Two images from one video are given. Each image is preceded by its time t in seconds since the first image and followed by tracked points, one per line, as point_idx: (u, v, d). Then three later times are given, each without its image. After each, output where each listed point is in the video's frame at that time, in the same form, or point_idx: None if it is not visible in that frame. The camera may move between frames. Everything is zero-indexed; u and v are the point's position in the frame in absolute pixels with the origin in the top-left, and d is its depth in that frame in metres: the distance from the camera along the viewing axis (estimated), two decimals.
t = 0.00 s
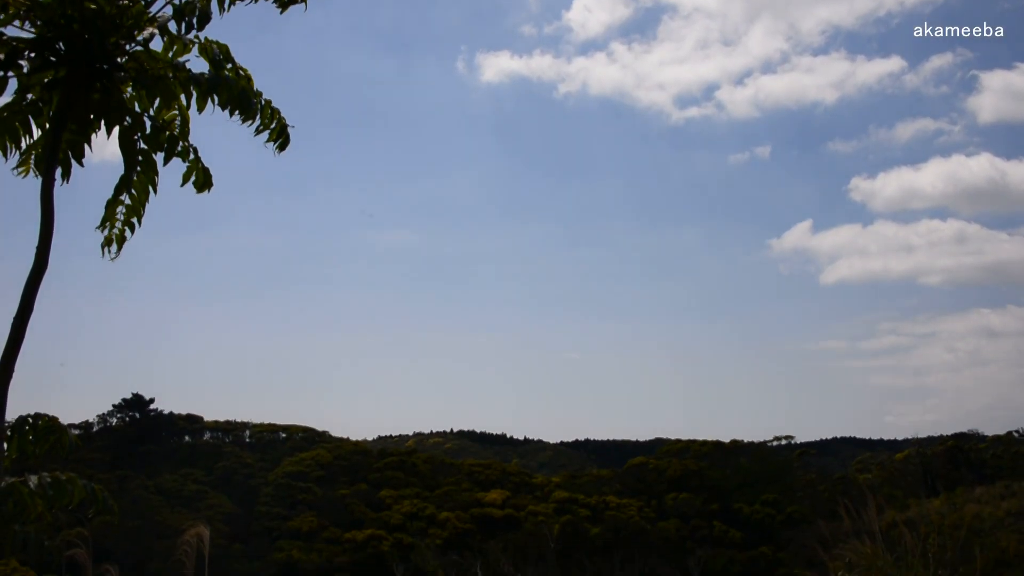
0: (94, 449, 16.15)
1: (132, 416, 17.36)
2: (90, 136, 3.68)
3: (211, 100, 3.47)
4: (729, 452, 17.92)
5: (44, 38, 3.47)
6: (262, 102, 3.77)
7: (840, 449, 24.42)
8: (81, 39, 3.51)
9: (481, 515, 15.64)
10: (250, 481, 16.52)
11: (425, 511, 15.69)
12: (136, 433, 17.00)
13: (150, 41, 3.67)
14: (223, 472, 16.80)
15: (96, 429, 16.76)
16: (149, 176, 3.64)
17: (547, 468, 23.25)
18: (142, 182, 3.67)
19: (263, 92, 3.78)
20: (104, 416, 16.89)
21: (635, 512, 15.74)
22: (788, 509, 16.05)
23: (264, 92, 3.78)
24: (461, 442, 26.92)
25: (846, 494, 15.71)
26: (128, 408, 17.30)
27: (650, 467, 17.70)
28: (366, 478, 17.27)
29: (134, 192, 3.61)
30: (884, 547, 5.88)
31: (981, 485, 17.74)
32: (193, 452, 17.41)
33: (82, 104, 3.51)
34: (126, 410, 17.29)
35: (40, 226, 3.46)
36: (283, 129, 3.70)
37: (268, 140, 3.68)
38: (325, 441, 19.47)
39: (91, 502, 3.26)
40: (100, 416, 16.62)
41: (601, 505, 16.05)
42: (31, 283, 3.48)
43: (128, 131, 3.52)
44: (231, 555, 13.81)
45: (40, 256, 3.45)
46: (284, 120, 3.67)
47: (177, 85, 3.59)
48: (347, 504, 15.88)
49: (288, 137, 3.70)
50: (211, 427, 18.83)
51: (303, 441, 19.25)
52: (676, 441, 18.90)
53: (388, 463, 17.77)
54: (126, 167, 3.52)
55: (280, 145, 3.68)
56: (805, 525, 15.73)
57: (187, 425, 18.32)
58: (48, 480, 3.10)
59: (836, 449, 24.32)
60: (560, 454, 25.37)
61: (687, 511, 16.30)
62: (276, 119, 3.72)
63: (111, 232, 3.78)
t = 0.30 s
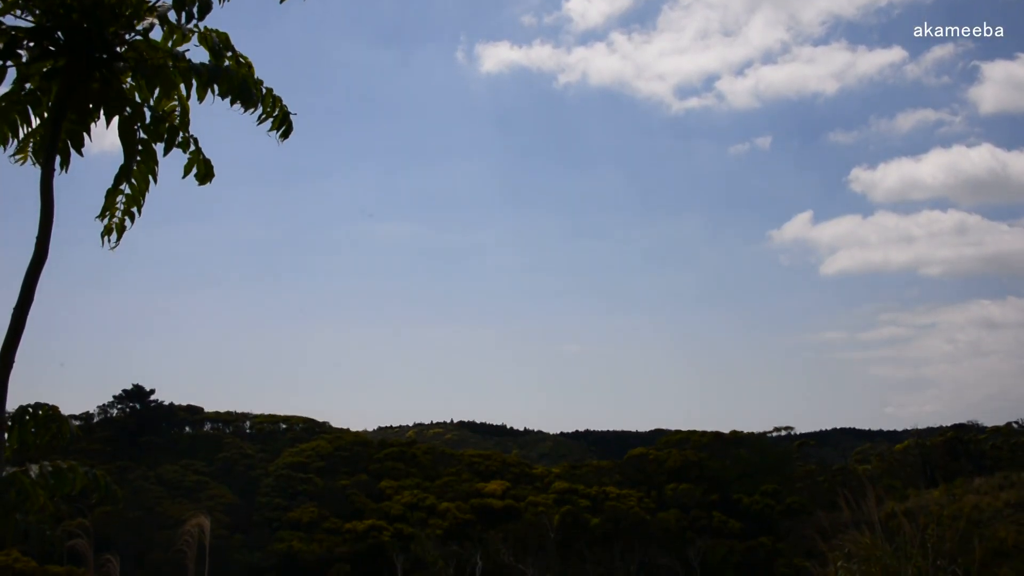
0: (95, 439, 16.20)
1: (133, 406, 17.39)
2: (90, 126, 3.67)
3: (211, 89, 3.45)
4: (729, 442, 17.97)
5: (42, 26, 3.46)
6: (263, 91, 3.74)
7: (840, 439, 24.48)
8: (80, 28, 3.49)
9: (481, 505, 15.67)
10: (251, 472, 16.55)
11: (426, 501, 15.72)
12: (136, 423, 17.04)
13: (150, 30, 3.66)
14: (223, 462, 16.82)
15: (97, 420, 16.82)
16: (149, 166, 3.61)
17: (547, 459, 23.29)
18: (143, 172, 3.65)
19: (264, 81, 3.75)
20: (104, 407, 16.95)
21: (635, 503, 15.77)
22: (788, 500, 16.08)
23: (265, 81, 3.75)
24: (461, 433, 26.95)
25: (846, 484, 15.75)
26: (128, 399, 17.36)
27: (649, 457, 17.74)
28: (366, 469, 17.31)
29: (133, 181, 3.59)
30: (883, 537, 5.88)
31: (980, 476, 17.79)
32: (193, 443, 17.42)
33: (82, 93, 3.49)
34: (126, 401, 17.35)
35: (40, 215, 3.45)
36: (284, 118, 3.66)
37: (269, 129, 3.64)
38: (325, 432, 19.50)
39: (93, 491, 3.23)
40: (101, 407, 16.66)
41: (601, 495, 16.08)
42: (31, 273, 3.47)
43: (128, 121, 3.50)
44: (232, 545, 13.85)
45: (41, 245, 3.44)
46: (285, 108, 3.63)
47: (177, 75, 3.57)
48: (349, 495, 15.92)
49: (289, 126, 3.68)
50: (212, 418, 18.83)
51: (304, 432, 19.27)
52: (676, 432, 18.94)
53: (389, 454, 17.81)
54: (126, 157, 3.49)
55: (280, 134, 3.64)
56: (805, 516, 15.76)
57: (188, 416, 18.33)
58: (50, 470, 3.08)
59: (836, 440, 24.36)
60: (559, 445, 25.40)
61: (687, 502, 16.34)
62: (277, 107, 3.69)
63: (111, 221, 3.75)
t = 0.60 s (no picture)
0: (95, 430, 16.26)
1: (133, 397, 17.49)
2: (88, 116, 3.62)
3: (210, 78, 3.43)
4: (729, 433, 18.01)
5: (39, 16, 3.43)
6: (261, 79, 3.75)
7: (840, 430, 24.51)
8: (77, 18, 3.47)
9: (481, 496, 15.70)
10: (251, 463, 16.57)
11: (426, 492, 15.76)
12: (137, 414, 17.09)
13: (147, 19, 3.66)
14: (224, 453, 16.84)
15: (98, 411, 16.86)
16: (149, 156, 3.60)
17: (547, 450, 23.33)
18: (143, 161, 3.64)
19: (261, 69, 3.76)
20: (105, 398, 17.00)
21: (635, 494, 15.80)
22: (788, 490, 16.12)
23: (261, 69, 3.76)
24: (462, 424, 26.97)
25: (845, 475, 15.77)
26: (129, 390, 17.41)
27: (650, 448, 17.77)
28: (367, 459, 17.34)
29: (135, 170, 3.58)
30: (883, 527, 5.88)
31: (979, 467, 17.83)
32: (194, 434, 17.44)
33: (80, 82, 3.45)
34: (126, 392, 17.39)
35: (39, 204, 3.44)
36: (282, 106, 3.66)
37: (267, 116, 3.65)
38: (325, 422, 19.54)
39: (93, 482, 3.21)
40: (102, 398, 16.72)
41: (601, 486, 16.10)
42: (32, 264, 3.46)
43: (126, 110, 3.48)
44: (232, 535, 13.89)
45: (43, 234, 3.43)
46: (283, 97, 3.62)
47: (176, 64, 3.56)
48: (350, 486, 15.95)
49: (287, 114, 3.67)
50: (212, 409, 18.85)
51: (304, 422, 19.31)
52: (676, 423, 19.00)
53: (389, 444, 17.83)
54: (125, 146, 3.48)
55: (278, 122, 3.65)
56: (805, 507, 15.79)
57: (188, 407, 18.34)
58: (50, 461, 3.05)
59: (836, 431, 24.40)
60: (560, 436, 25.42)
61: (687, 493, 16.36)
62: (274, 95, 3.67)
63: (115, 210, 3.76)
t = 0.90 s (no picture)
0: (96, 421, 16.28)
1: (133, 388, 17.49)
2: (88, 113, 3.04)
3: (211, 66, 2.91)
4: (729, 423, 18.05)
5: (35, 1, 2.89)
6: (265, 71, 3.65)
7: (839, 420, 24.55)
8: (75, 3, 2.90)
9: (481, 485, 15.74)
10: (252, 453, 16.57)
11: (426, 482, 15.79)
12: (137, 405, 17.10)
13: (144, 8, 3.62)
14: (225, 443, 16.86)
15: (98, 401, 16.88)
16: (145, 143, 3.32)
17: (547, 439, 23.38)
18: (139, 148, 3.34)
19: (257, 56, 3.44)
20: (105, 389, 17.02)
21: (635, 484, 15.83)
22: (787, 480, 16.16)
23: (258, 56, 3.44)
24: (462, 413, 27.04)
25: (845, 465, 15.80)
26: (129, 380, 17.41)
27: (649, 438, 17.82)
28: (367, 449, 17.37)
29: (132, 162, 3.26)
30: (883, 518, 5.89)
31: (978, 457, 17.87)
32: (195, 424, 17.46)
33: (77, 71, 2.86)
34: (127, 382, 17.41)
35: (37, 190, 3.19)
36: (285, 95, 3.08)
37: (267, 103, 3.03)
38: (326, 413, 19.55)
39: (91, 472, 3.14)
40: (102, 389, 16.73)
41: (601, 476, 16.14)
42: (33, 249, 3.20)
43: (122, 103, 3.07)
44: (233, 526, 13.89)
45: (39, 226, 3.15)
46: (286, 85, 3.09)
47: (173, 53, 3.03)
48: (350, 475, 15.98)
49: (290, 104, 3.09)
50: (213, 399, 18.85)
51: (304, 412, 19.33)
52: (675, 413, 19.07)
53: (389, 434, 17.86)
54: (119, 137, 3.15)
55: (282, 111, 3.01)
56: (804, 496, 15.82)
57: (189, 397, 18.35)
58: (49, 450, 2.98)
59: (835, 420, 24.44)
60: (560, 425, 25.45)
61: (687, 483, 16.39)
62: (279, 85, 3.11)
63: (109, 198, 3.19)
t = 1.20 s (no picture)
0: (97, 411, 16.32)
1: (134, 377, 17.52)
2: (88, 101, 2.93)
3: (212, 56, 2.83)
4: (729, 413, 18.10)
5: None
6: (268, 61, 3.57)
7: (840, 410, 24.61)
8: None
9: (481, 475, 15.77)
10: (253, 443, 16.60)
11: (426, 472, 15.83)
12: (137, 395, 17.12)
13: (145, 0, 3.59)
14: (226, 433, 16.88)
15: (99, 391, 16.91)
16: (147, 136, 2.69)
17: (547, 429, 23.43)
18: (139, 143, 2.71)
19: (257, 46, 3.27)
20: (106, 378, 17.06)
21: (635, 474, 15.86)
22: (787, 470, 16.19)
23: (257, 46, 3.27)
24: (463, 403, 27.09)
25: (844, 455, 15.84)
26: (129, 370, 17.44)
27: (649, 427, 17.89)
28: (368, 439, 17.39)
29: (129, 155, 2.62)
30: (882, 507, 5.92)
31: (977, 447, 17.92)
32: (196, 414, 17.49)
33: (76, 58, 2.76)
34: (127, 372, 17.44)
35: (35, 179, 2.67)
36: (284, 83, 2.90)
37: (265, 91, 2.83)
38: (327, 402, 19.58)
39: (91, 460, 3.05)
40: (103, 379, 16.77)
41: (601, 466, 16.16)
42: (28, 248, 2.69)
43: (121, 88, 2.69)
44: (234, 515, 13.93)
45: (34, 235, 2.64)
46: (284, 73, 2.90)
47: (174, 43, 2.95)
48: (351, 465, 16.00)
49: (290, 93, 2.89)
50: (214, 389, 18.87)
51: (305, 402, 19.36)
52: (675, 403, 19.13)
53: (390, 424, 17.88)
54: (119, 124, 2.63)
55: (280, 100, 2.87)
56: (804, 486, 15.85)
57: (189, 386, 18.37)
58: (51, 439, 2.89)
59: (835, 410, 24.51)
60: (560, 415, 25.49)
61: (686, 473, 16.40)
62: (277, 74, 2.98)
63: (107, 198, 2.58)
